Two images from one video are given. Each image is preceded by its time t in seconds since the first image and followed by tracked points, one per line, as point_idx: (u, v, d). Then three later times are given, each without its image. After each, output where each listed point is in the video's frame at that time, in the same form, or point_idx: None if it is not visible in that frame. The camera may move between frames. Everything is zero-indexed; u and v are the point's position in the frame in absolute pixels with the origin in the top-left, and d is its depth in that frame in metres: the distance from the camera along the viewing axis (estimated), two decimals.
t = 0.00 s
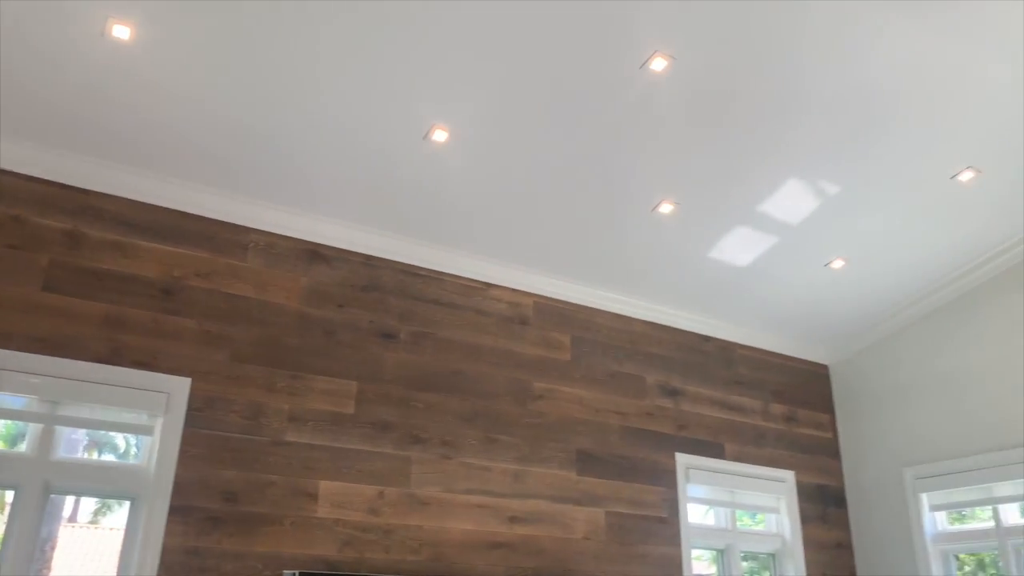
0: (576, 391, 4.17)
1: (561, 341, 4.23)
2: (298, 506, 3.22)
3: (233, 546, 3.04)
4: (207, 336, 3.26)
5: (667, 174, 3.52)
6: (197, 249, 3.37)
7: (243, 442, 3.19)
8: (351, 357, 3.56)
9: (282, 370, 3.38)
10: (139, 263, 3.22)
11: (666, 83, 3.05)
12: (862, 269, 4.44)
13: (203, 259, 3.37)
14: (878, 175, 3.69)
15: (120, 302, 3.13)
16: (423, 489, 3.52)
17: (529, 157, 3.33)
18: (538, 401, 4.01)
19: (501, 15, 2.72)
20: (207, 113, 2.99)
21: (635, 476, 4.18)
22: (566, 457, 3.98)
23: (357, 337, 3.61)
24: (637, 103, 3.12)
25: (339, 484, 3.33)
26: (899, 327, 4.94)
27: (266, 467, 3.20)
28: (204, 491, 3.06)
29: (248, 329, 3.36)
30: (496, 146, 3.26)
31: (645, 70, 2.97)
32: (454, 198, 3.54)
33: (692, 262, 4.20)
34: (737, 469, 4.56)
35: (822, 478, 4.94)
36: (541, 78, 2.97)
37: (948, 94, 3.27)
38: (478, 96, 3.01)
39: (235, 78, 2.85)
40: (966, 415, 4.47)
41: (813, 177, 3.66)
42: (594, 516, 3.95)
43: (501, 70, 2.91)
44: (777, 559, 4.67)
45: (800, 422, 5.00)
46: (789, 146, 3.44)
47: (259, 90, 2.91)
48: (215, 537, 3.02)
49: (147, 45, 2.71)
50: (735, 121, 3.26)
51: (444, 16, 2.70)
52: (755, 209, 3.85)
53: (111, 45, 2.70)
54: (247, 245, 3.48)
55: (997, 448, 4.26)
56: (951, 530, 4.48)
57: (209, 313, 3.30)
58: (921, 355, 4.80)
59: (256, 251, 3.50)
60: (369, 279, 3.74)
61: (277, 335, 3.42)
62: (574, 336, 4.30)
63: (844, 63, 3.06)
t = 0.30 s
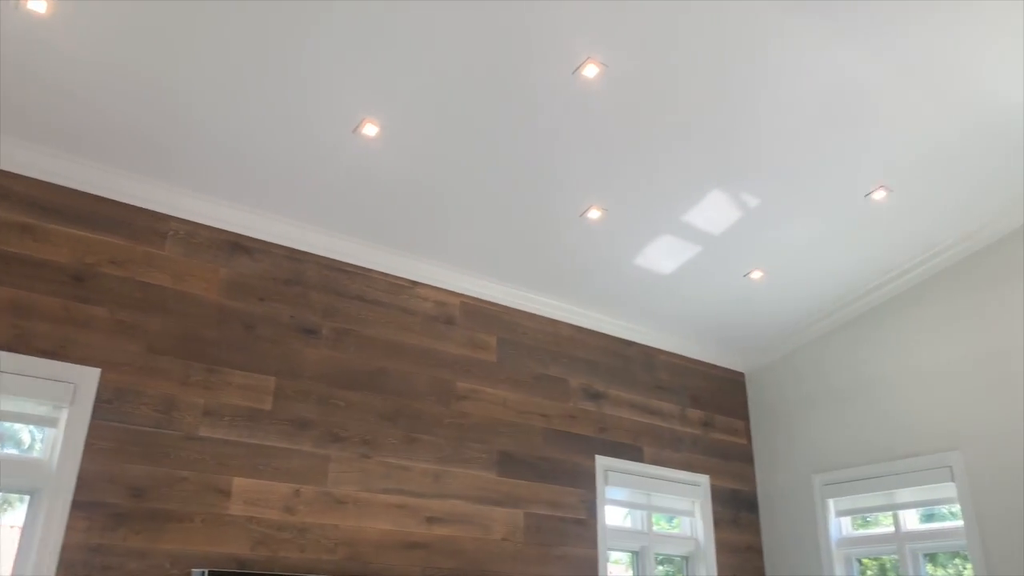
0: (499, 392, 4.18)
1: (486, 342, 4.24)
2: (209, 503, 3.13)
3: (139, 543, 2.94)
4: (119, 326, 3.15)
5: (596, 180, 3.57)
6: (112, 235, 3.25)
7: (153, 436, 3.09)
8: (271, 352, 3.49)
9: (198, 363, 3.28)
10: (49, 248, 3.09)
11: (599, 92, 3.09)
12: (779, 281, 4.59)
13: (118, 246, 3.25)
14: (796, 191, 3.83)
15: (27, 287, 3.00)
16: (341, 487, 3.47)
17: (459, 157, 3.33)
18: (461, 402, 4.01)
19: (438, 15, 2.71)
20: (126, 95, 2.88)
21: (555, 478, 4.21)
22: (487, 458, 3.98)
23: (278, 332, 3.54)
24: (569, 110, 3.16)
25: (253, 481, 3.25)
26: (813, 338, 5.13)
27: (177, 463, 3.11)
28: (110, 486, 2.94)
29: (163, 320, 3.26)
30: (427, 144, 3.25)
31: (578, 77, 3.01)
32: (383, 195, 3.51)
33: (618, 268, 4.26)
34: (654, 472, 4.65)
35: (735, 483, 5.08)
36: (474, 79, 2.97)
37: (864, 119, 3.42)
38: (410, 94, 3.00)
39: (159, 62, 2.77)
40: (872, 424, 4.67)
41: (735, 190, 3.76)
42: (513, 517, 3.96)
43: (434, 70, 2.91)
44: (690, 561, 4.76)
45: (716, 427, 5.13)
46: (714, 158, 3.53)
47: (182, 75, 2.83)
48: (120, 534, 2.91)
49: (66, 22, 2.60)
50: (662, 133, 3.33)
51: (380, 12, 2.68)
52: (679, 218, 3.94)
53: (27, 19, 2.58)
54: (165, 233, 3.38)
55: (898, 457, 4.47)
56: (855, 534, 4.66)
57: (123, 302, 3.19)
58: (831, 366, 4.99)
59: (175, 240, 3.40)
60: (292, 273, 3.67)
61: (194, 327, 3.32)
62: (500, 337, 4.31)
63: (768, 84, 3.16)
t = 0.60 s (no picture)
0: (433, 387, 4.16)
1: (421, 337, 4.21)
2: (128, 495, 3.03)
3: (52, 536, 2.83)
4: (36, 310, 3.04)
5: (536, 178, 3.58)
6: (32, 215, 3.13)
7: (69, 425, 2.98)
8: (198, 341, 3.39)
9: (120, 350, 3.18)
10: None
11: (541, 90, 3.11)
12: (711, 285, 4.69)
13: (38, 226, 3.13)
14: (730, 198, 3.91)
15: None
16: (266, 481, 3.40)
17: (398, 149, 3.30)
18: (393, 397, 3.97)
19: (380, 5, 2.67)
20: (50, 71, 2.77)
21: (485, 474, 4.21)
22: (418, 454, 3.96)
23: (205, 320, 3.45)
24: (511, 108, 3.17)
25: (176, 473, 3.16)
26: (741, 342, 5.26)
27: (94, 453, 3.00)
28: (21, 476, 2.83)
29: (84, 305, 3.15)
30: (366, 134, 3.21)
31: (519, 73, 3.01)
32: (319, 185, 3.45)
33: (554, 267, 4.29)
34: (584, 471, 4.69)
35: (662, 482, 5.17)
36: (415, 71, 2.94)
37: (796, 130, 3.52)
38: (350, 83, 2.96)
39: (86, 39, 2.66)
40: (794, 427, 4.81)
41: (671, 194, 3.83)
42: (442, 514, 3.95)
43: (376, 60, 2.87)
44: (616, 559, 4.82)
45: (645, 427, 5.21)
46: (651, 162, 3.59)
47: (110, 53, 2.73)
48: (30, 526, 2.80)
49: None
50: (602, 134, 3.37)
51: None
52: (617, 219, 3.98)
53: None
54: (89, 215, 3.27)
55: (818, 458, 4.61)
56: (776, 534, 4.79)
57: (41, 285, 3.07)
58: (758, 370, 5.12)
59: (99, 223, 3.29)
60: (222, 261, 3.58)
61: (117, 314, 3.22)
62: (435, 332, 4.29)
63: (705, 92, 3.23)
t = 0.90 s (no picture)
0: (378, 375, 4.12)
1: (368, 325, 4.17)
2: (59, 480, 2.94)
3: None
4: None
5: (487, 166, 3.58)
6: None
7: None
8: (136, 323, 3.31)
9: (53, 330, 3.08)
10: None
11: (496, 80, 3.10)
12: (658, 279, 4.75)
13: None
14: (678, 193, 3.96)
15: None
16: (205, 467, 3.33)
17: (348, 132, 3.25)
18: (338, 384, 3.93)
19: None
20: None
21: (429, 463, 4.20)
22: (362, 442, 3.93)
23: (144, 302, 3.36)
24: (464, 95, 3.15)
25: (109, 457, 3.08)
26: (688, 336, 5.34)
27: (23, 435, 2.91)
28: None
29: (16, 283, 3.05)
30: (315, 116, 3.15)
31: (473, 60, 2.99)
32: (265, 167, 3.39)
33: (503, 257, 4.28)
34: (529, 461, 4.71)
35: (606, 473, 5.22)
36: (367, 54, 2.90)
37: (745, 129, 3.57)
38: (299, 65, 2.90)
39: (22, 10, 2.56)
40: (736, 420, 4.90)
41: (621, 187, 3.86)
42: (385, 502, 3.92)
43: (325, 42, 2.82)
44: (559, 549, 4.85)
45: (591, 419, 5.25)
46: (603, 155, 3.61)
47: (46, 25, 2.62)
48: None
49: None
50: (555, 125, 3.38)
51: None
52: (567, 212, 4.00)
53: None
54: (23, 190, 3.16)
55: (759, 451, 4.71)
56: (715, 525, 4.88)
57: None
58: (704, 364, 5.21)
59: (34, 198, 3.18)
60: (164, 242, 3.50)
61: (51, 293, 3.12)
62: (382, 320, 4.25)
63: (658, 87, 3.25)
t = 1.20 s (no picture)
0: (344, 353, 4.10)
1: (334, 302, 4.14)
2: (15, 454, 2.89)
3: None
4: None
5: (457, 144, 3.55)
6: None
7: None
8: (96, 297, 3.25)
9: (10, 303, 3.02)
10: None
11: (465, 57, 3.07)
12: (625, 261, 4.76)
13: None
14: (646, 175, 3.97)
15: None
16: (166, 443, 3.30)
17: (316, 106, 3.20)
18: (303, 361, 3.90)
19: None
20: None
21: (395, 442, 4.20)
22: (327, 420, 3.91)
23: (105, 275, 3.30)
24: (434, 71, 3.11)
25: (68, 432, 3.03)
26: (653, 318, 5.37)
27: None
28: None
29: None
30: (282, 89, 3.10)
31: (444, 35, 2.96)
32: (230, 140, 3.33)
33: (471, 236, 4.26)
34: (494, 440, 4.73)
35: (571, 453, 5.26)
36: (335, 27, 2.85)
37: (713, 113, 3.59)
38: (266, 36, 2.85)
39: None
40: (699, 401, 4.95)
41: (591, 168, 3.86)
42: (349, 480, 3.92)
43: (290, 13, 2.76)
44: (523, 528, 4.89)
45: (557, 399, 5.28)
46: (574, 135, 3.60)
47: None
48: None
49: None
50: (526, 103, 3.36)
51: None
52: (537, 192, 3.99)
53: None
54: None
55: (720, 432, 4.77)
56: (678, 504, 4.95)
57: None
58: (668, 346, 5.25)
59: None
60: (125, 214, 3.43)
61: (7, 264, 3.05)
62: (349, 298, 4.22)
63: (630, 69, 3.24)
